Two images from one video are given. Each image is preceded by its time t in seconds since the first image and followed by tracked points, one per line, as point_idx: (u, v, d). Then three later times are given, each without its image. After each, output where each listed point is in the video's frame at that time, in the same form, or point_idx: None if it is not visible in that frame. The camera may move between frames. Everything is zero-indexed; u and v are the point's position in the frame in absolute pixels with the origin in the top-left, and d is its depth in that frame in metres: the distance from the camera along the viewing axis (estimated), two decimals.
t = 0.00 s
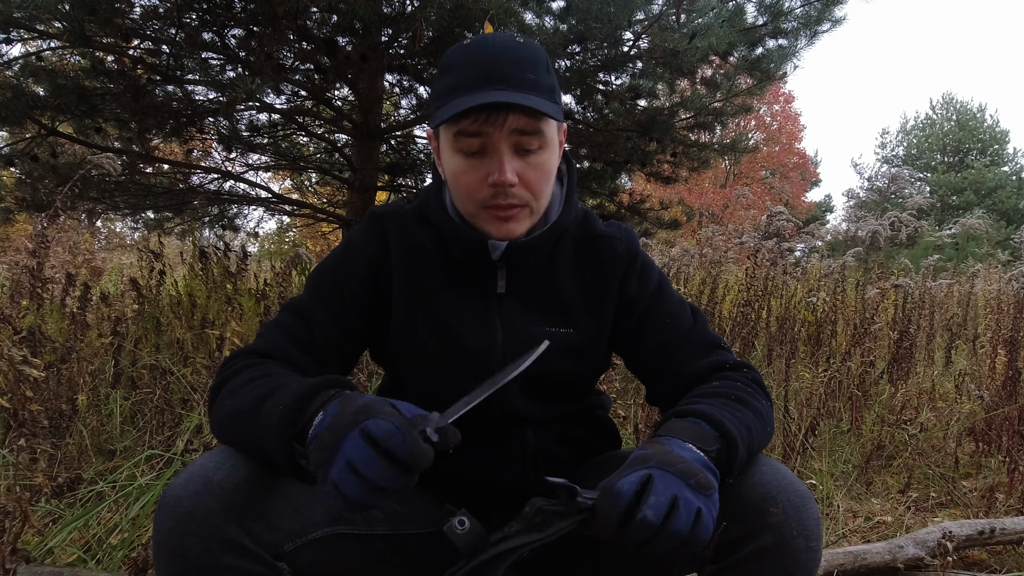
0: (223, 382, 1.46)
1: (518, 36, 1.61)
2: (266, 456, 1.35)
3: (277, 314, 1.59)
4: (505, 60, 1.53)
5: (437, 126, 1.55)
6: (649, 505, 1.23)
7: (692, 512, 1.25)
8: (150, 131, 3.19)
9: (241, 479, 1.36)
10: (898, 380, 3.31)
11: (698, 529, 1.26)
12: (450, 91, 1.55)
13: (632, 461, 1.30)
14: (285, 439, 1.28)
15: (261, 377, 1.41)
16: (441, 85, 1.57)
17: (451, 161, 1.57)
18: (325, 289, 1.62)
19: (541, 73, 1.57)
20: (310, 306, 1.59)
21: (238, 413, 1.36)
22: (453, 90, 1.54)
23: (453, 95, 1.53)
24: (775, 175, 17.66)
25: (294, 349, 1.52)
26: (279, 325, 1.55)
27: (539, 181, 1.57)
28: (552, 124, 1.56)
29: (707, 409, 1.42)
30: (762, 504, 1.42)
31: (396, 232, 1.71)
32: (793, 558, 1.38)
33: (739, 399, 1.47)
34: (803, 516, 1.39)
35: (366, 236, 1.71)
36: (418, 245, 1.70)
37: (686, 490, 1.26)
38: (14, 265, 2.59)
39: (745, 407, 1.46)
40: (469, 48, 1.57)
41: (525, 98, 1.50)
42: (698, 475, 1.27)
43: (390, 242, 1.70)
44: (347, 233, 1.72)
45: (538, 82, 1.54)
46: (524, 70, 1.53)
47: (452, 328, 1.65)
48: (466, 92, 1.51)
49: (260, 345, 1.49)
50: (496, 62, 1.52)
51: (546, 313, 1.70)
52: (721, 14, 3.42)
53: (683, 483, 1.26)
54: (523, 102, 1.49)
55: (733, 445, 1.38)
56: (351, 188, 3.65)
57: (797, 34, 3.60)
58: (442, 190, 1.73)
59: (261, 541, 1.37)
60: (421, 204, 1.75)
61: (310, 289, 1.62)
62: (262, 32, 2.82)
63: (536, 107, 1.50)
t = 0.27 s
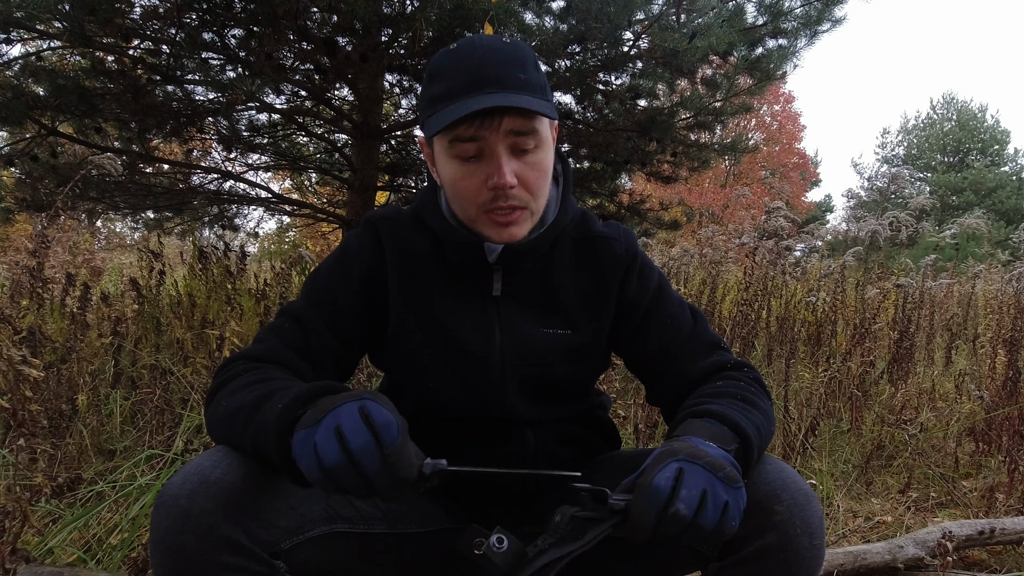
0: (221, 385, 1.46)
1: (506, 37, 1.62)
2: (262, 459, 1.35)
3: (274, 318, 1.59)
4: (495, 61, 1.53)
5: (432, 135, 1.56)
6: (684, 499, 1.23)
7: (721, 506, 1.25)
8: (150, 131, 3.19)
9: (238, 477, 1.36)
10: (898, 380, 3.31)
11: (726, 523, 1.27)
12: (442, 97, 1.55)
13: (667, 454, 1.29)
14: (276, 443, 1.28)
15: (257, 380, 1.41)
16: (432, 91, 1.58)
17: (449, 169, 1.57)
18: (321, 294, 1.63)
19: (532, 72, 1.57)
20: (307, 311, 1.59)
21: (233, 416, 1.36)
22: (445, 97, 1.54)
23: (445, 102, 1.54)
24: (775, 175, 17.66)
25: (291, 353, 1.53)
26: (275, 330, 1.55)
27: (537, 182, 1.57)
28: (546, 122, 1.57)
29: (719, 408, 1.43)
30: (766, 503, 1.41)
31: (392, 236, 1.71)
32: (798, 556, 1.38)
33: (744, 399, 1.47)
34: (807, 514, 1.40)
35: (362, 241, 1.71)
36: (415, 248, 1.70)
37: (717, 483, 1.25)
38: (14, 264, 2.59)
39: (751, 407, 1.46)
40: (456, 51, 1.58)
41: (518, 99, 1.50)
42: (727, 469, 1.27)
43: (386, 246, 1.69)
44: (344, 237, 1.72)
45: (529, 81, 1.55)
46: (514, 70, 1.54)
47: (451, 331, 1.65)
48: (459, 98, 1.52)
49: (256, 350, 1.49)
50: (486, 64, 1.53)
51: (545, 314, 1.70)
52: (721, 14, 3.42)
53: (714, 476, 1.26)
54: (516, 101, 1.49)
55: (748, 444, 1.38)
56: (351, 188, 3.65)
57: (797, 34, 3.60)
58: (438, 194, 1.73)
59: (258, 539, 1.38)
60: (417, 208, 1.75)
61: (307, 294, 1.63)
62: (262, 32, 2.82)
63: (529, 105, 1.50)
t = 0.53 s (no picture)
0: (220, 384, 1.46)
1: (507, 36, 1.62)
2: (259, 460, 1.35)
3: (274, 318, 1.59)
4: (496, 61, 1.53)
5: (432, 133, 1.56)
6: (688, 496, 1.23)
7: (724, 503, 1.25)
8: (150, 131, 3.19)
9: (236, 477, 1.36)
10: (898, 380, 3.31)
11: (731, 520, 1.27)
12: (442, 96, 1.55)
13: (670, 452, 1.29)
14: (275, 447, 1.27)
15: (257, 381, 1.40)
16: (433, 89, 1.58)
17: (448, 167, 1.57)
18: (321, 294, 1.63)
19: (533, 72, 1.57)
20: (306, 311, 1.59)
21: (231, 416, 1.36)
22: (445, 96, 1.54)
23: (445, 101, 1.54)
24: (776, 175, 17.65)
25: (291, 353, 1.53)
26: (275, 330, 1.55)
27: (537, 182, 1.57)
28: (545, 121, 1.57)
29: (722, 407, 1.43)
30: (767, 502, 1.41)
31: (391, 235, 1.71)
32: (797, 555, 1.38)
33: (745, 399, 1.47)
34: (807, 513, 1.40)
35: (361, 240, 1.71)
36: (414, 248, 1.70)
37: (720, 480, 1.25)
38: (14, 264, 2.59)
39: (752, 406, 1.47)
40: (457, 50, 1.58)
41: (519, 98, 1.50)
42: (729, 465, 1.27)
43: (385, 246, 1.69)
44: (343, 237, 1.72)
45: (530, 81, 1.55)
46: (514, 68, 1.54)
47: (450, 330, 1.65)
48: (459, 97, 1.52)
49: (256, 349, 1.49)
50: (487, 63, 1.53)
51: (544, 314, 1.70)
52: (721, 14, 3.42)
53: (716, 473, 1.26)
54: (517, 101, 1.49)
55: (750, 443, 1.39)
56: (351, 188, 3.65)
57: (797, 34, 3.60)
58: (437, 193, 1.73)
59: (255, 539, 1.38)
60: (416, 207, 1.75)
61: (307, 294, 1.63)
62: (262, 32, 2.82)
63: (529, 104, 1.50)
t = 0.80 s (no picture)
0: (221, 384, 1.46)
1: (513, 37, 1.62)
2: (260, 461, 1.34)
3: (274, 317, 1.59)
4: (500, 61, 1.53)
5: (434, 132, 1.56)
6: (664, 489, 1.23)
7: (704, 498, 1.24)
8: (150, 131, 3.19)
9: (236, 477, 1.36)
10: (898, 380, 3.32)
11: (711, 516, 1.25)
12: (446, 94, 1.55)
13: (650, 448, 1.30)
14: (275, 446, 1.27)
15: (258, 381, 1.40)
16: (437, 88, 1.58)
17: (450, 166, 1.57)
18: (322, 293, 1.62)
19: (536, 73, 1.57)
20: (307, 310, 1.59)
21: (233, 416, 1.36)
22: (449, 94, 1.54)
23: (448, 99, 1.54)
24: (776, 175, 17.65)
25: (291, 352, 1.53)
26: (276, 328, 1.55)
27: (537, 182, 1.57)
28: (548, 123, 1.57)
29: (717, 407, 1.43)
30: (764, 503, 1.41)
31: (393, 235, 1.71)
32: (795, 555, 1.38)
33: (743, 399, 1.47)
34: (805, 514, 1.40)
35: (362, 240, 1.71)
36: (415, 247, 1.70)
37: (699, 475, 1.25)
38: (15, 264, 2.60)
39: (749, 406, 1.47)
40: (462, 49, 1.58)
41: (521, 98, 1.50)
42: (710, 461, 1.26)
43: (386, 245, 1.69)
44: (344, 236, 1.72)
45: (533, 82, 1.55)
46: (518, 70, 1.54)
47: (450, 329, 1.65)
48: (463, 96, 1.52)
49: (258, 349, 1.49)
50: (491, 63, 1.53)
51: (544, 313, 1.70)
52: (722, 14, 3.42)
53: (696, 468, 1.25)
54: (520, 103, 1.49)
55: (744, 443, 1.38)
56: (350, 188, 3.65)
57: (797, 34, 3.60)
58: (438, 193, 1.73)
59: (255, 539, 1.38)
60: (417, 207, 1.75)
61: (307, 292, 1.63)
62: (262, 32, 2.82)
63: (532, 106, 1.50)
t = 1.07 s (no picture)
0: (222, 383, 1.45)
1: (518, 41, 1.61)
2: (263, 461, 1.34)
3: (275, 317, 1.59)
4: (503, 67, 1.53)
5: (434, 134, 1.55)
6: (616, 488, 1.24)
7: (660, 501, 1.23)
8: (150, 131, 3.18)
9: (238, 478, 1.36)
10: (898, 380, 3.32)
11: (668, 518, 1.24)
12: (448, 98, 1.55)
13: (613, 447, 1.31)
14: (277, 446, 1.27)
15: (261, 381, 1.40)
16: (439, 89, 1.57)
17: (448, 168, 1.57)
18: (323, 292, 1.62)
19: (539, 79, 1.57)
20: (307, 309, 1.59)
21: (237, 416, 1.36)
22: (450, 98, 1.54)
23: (449, 103, 1.53)
24: (776, 175, 17.65)
25: (293, 352, 1.53)
26: (276, 328, 1.55)
27: (536, 188, 1.56)
28: (549, 131, 1.56)
29: (703, 409, 1.41)
30: (760, 505, 1.41)
31: (393, 234, 1.70)
32: (791, 556, 1.38)
33: (737, 400, 1.46)
34: (801, 515, 1.40)
35: (363, 239, 1.71)
36: (415, 247, 1.70)
37: (658, 477, 1.24)
38: (14, 264, 2.60)
39: (743, 407, 1.45)
40: (466, 52, 1.57)
41: (522, 106, 1.49)
42: (672, 464, 1.25)
43: (386, 245, 1.69)
44: (345, 236, 1.72)
45: (535, 89, 1.54)
46: (520, 77, 1.53)
47: (450, 330, 1.65)
48: (463, 101, 1.51)
49: (259, 348, 1.49)
50: (494, 68, 1.52)
51: (544, 314, 1.70)
52: (722, 14, 3.42)
53: (656, 470, 1.25)
54: (520, 111, 1.48)
55: (727, 445, 1.36)
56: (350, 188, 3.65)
57: (797, 34, 3.60)
58: (438, 193, 1.73)
59: (258, 539, 1.38)
60: (417, 207, 1.75)
61: (308, 292, 1.62)
62: (262, 32, 2.82)
63: (532, 115, 1.49)
